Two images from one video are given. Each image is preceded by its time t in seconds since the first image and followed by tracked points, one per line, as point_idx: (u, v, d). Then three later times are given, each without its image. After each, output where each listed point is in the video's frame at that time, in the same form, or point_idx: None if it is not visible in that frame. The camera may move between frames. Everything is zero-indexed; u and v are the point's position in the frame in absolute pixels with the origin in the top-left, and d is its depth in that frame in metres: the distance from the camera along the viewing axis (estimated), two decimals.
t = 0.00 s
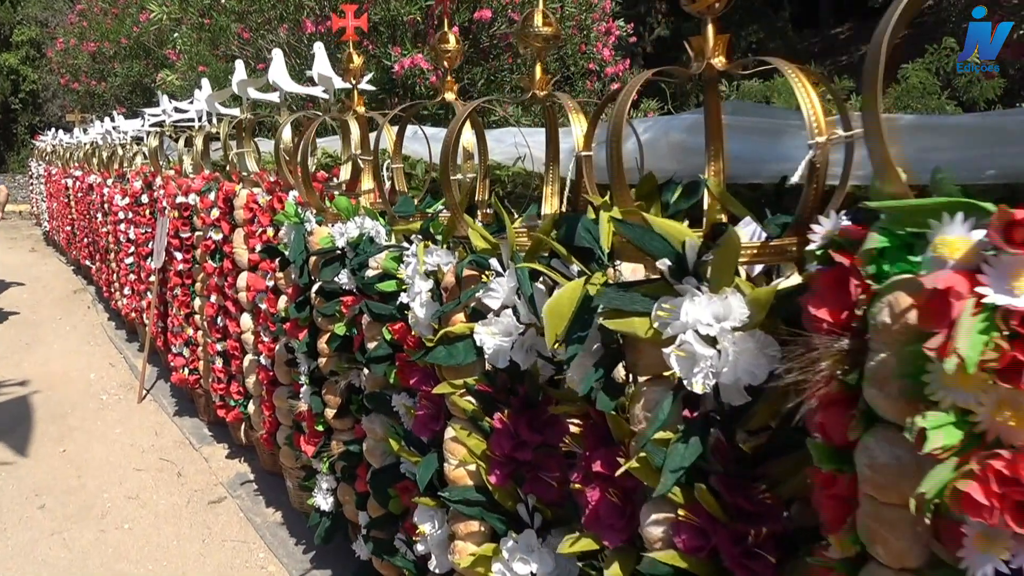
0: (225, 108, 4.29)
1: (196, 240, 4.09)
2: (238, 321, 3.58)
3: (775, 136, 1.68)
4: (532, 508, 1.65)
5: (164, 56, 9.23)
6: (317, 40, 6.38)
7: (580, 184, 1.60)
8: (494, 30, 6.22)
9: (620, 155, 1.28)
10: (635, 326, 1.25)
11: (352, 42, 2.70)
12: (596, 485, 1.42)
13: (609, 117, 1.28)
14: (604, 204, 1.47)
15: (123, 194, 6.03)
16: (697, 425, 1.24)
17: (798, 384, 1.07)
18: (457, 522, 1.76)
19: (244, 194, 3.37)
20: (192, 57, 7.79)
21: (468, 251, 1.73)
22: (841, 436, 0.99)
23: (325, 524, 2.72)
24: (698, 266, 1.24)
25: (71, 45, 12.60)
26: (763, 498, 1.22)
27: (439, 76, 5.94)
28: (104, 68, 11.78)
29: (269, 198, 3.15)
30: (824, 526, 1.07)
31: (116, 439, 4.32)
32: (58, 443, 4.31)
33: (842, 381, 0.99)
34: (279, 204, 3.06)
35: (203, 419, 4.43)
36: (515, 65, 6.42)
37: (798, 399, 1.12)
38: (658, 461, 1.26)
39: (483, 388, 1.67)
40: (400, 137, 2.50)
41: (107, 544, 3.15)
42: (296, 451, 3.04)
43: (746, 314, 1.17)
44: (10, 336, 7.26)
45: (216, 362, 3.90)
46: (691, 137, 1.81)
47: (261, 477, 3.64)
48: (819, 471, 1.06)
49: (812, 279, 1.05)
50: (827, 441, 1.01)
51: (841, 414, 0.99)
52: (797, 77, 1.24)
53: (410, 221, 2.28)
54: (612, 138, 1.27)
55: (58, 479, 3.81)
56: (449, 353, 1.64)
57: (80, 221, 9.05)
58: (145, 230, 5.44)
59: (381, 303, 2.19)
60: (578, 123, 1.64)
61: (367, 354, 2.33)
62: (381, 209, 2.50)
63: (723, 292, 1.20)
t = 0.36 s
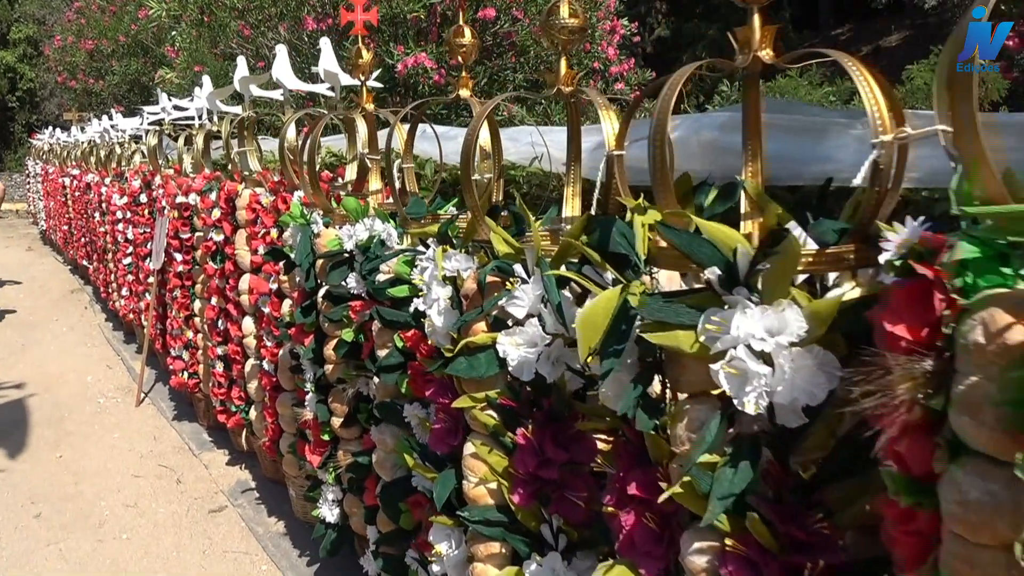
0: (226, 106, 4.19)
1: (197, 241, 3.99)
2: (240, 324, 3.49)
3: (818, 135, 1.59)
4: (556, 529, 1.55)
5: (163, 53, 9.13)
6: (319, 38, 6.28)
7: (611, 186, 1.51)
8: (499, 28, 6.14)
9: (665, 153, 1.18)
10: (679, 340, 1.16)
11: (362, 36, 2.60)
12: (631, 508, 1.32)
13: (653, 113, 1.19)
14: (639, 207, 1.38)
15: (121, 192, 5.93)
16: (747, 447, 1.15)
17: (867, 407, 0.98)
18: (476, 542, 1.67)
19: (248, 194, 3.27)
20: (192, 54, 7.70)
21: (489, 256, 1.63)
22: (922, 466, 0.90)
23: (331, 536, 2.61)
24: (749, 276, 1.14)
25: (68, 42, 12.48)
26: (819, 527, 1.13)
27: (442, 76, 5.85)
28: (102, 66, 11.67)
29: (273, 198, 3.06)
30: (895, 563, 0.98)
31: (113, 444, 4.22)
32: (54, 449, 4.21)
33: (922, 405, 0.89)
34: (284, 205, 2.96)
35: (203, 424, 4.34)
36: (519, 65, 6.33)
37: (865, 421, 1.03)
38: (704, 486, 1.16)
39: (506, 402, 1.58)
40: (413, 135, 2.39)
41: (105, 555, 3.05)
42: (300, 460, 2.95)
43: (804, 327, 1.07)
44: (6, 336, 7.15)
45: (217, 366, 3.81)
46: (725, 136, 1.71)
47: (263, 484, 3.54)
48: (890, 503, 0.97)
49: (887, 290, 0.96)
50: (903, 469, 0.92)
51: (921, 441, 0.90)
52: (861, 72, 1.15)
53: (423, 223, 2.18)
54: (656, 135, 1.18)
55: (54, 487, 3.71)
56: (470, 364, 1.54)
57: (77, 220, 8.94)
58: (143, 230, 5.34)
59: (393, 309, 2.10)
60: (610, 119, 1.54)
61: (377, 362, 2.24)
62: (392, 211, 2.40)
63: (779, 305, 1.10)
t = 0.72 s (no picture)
0: (229, 102, 4.10)
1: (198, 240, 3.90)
2: (243, 326, 3.40)
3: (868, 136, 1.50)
4: (585, 553, 1.46)
5: (164, 48, 9.03)
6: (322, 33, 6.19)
7: (646, 190, 1.42)
8: (505, 24, 6.05)
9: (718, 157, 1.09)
10: (730, 359, 1.07)
11: (373, 30, 2.51)
12: (671, 536, 1.23)
13: (703, 113, 1.09)
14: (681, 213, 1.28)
15: (121, 190, 5.84)
16: (804, 475, 1.05)
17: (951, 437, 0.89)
18: (497, 566, 1.58)
19: (252, 193, 3.18)
20: (193, 49, 7.60)
21: (515, 262, 1.54)
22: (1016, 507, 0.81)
23: (338, 549, 2.52)
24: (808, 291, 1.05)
25: (67, 37, 12.38)
26: (885, 564, 1.04)
27: (447, 72, 5.76)
28: (101, 61, 11.57)
29: (278, 197, 2.96)
30: None
31: (111, 450, 4.13)
32: (50, 454, 4.12)
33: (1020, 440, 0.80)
34: (289, 205, 2.87)
35: (203, 428, 4.25)
36: (524, 62, 6.24)
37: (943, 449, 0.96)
38: (757, 517, 1.07)
39: (532, 418, 1.49)
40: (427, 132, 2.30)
41: (103, 566, 2.96)
42: (305, 469, 2.86)
43: (871, 346, 0.98)
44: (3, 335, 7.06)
45: (218, 370, 3.72)
46: (762, 137, 1.62)
47: (266, 491, 3.45)
48: (975, 544, 0.88)
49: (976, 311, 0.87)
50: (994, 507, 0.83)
51: (1018, 478, 0.81)
52: (930, 67, 1.07)
53: (438, 224, 2.09)
54: (708, 138, 1.09)
55: (51, 495, 3.63)
56: (494, 380, 1.45)
57: (76, 217, 8.85)
58: (143, 228, 5.26)
59: (407, 316, 2.01)
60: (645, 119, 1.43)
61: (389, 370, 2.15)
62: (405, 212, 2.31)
63: (841, 322, 1.01)
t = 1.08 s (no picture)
0: (233, 98, 3.98)
1: (201, 240, 3.79)
2: (249, 330, 3.29)
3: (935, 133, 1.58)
4: None
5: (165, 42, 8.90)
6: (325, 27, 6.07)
7: (698, 192, 1.30)
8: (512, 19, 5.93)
9: (796, 158, 0.96)
10: (812, 386, 0.95)
11: (388, 22, 2.39)
12: None
13: (780, 109, 0.97)
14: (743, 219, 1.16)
15: (120, 187, 5.72)
16: (894, 517, 0.94)
17: None
18: None
19: (258, 192, 3.06)
20: (194, 43, 7.48)
21: (552, 270, 1.41)
22: None
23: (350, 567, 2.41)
24: (902, 310, 0.93)
25: (66, 31, 12.24)
26: None
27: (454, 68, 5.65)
28: (100, 56, 11.43)
29: (286, 197, 2.85)
30: None
31: (112, 456, 4.02)
32: (49, 461, 4.01)
33: None
34: (298, 204, 2.75)
35: (206, 433, 4.15)
36: (530, 57, 6.12)
37: None
38: (844, 563, 0.95)
39: (573, 441, 1.37)
40: (445, 129, 2.17)
41: None
42: (314, 480, 2.75)
43: (979, 373, 0.86)
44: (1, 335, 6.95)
45: (223, 375, 3.61)
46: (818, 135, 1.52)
47: (272, 501, 3.35)
48: None
49: None
50: None
51: None
52: None
53: (459, 227, 1.98)
54: (784, 136, 0.97)
55: (49, 504, 3.52)
56: (532, 400, 1.33)
57: (75, 215, 8.73)
58: (143, 226, 5.14)
59: (427, 324, 1.90)
60: (696, 114, 1.31)
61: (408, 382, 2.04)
62: (423, 213, 2.19)
63: (948, 347, 0.89)
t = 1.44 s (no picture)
0: (236, 98, 3.90)
1: (203, 244, 3.70)
2: (253, 337, 3.20)
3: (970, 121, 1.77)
4: None
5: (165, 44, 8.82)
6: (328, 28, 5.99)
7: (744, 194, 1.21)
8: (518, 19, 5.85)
9: (871, 154, 0.88)
10: (890, 406, 0.86)
11: (399, 18, 2.30)
12: None
13: (851, 101, 0.88)
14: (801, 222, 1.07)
15: (120, 190, 5.63)
16: (980, 552, 0.85)
17: None
18: None
19: (262, 194, 2.97)
20: (194, 45, 7.39)
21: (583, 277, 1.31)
22: None
23: None
24: (992, 323, 0.84)
25: (65, 34, 12.15)
26: None
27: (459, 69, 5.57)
28: (100, 59, 11.35)
29: (292, 199, 2.76)
30: None
31: (111, 466, 3.92)
32: (47, 470, 3.92)
33: None
34: (304, 207, 2.66)
35: (208, 442, 4.06)
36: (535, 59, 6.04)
37: None
38: None
39: (608, 461, 1.27)
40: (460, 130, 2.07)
41: None
42: (321, 493, 2.66)
43: None
44: None
45: (225, 383, 3.52)
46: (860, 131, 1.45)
47: (277, 513, 3.26)
48: None
49: None
50: None
51: None
52: None
53: (476, 230, 1.89)
54: (858, 130, 0.88)
55: (48, 515, 3.43)
56: (564, 416, 1.23)
57: (74, 219, 8.65)
58: (144, 230, 5.05)
59: (443, 333, 1.81)
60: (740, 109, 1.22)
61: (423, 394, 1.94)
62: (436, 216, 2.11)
63: None
